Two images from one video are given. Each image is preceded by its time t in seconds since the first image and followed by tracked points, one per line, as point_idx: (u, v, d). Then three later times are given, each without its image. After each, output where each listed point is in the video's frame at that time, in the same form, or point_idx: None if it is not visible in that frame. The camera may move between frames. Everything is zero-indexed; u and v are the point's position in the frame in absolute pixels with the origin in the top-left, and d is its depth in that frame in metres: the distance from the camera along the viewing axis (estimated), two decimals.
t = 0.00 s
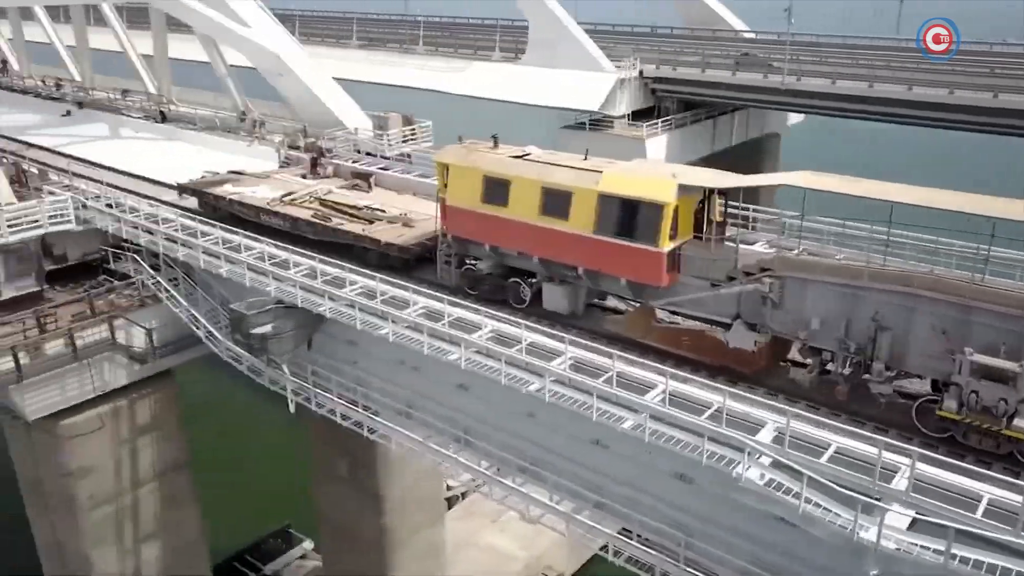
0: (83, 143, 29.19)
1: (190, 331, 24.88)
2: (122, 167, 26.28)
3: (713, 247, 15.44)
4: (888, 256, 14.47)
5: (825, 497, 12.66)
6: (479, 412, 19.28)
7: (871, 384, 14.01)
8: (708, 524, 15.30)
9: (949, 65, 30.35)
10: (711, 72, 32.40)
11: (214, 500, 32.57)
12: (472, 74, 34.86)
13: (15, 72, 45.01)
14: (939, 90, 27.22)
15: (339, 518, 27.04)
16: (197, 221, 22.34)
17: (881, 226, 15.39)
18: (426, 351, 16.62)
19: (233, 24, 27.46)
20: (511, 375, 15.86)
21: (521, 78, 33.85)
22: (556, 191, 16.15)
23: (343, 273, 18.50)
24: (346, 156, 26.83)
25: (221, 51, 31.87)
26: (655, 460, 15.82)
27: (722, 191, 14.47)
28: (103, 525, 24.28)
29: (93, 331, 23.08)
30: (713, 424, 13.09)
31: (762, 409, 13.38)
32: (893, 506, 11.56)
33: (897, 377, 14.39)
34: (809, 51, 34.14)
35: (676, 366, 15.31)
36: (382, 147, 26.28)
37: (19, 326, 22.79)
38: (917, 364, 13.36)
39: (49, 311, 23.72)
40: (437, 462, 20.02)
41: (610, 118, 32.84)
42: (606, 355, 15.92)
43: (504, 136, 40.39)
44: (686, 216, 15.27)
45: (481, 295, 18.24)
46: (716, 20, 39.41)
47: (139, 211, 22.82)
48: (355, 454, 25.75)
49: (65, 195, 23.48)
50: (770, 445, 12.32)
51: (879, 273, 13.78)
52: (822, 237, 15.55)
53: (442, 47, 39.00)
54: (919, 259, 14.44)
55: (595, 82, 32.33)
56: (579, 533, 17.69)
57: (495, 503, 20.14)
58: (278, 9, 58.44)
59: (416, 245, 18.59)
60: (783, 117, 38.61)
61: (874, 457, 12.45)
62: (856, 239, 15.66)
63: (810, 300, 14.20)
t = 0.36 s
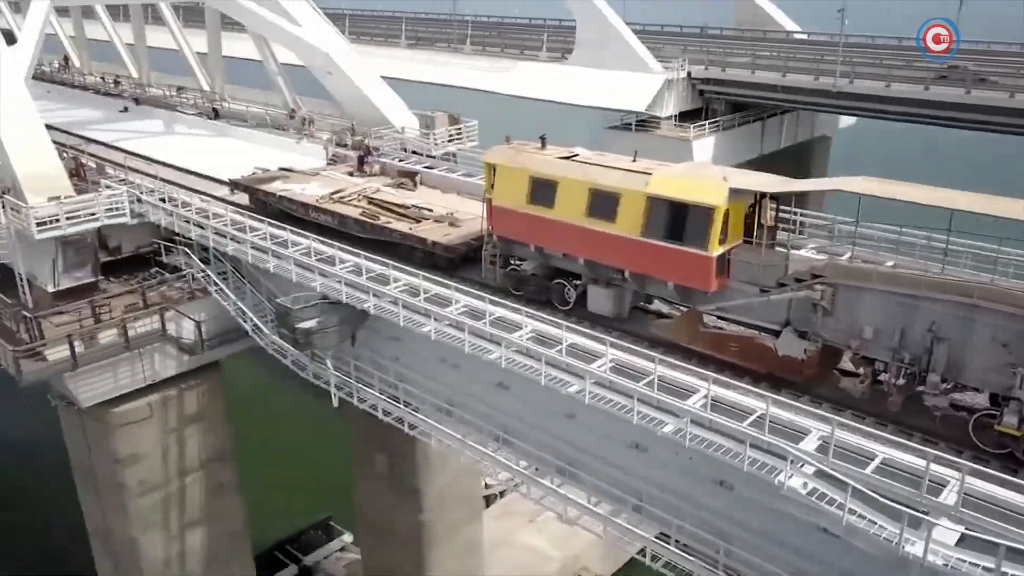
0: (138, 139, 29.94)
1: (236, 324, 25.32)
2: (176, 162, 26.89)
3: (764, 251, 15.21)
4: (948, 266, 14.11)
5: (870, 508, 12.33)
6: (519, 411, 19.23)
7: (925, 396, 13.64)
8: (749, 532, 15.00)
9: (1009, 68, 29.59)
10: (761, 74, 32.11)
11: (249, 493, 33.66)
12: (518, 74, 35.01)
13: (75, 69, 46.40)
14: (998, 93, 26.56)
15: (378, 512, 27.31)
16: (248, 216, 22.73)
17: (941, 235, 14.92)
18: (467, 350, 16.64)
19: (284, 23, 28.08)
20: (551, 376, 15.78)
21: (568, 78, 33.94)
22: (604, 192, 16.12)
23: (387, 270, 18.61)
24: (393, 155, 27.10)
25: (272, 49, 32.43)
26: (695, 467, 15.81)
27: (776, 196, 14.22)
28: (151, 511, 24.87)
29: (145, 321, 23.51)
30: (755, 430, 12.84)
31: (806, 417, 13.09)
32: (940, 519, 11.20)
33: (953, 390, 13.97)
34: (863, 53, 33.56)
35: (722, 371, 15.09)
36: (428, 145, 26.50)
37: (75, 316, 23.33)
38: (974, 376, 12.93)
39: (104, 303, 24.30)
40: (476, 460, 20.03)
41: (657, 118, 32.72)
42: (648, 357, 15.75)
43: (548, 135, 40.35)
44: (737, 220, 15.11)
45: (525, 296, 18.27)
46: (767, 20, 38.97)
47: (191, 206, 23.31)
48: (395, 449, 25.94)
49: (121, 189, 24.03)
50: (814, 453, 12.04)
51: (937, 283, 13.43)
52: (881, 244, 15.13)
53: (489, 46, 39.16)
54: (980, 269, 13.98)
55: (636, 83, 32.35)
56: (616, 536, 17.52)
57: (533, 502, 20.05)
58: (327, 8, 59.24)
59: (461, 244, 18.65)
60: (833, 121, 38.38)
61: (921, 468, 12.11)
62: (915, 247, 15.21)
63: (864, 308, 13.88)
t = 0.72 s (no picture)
0: (189, 135, 30.59)
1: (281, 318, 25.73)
2: (226, 159, 27.44)
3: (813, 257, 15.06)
4: (1007, 276, 13.64)
5: (915, 521, 11.97)
6: (556, 412, 19.15)
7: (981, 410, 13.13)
8: (789, 541, 14.69)
9: None
10: (810, 76, 31.75)
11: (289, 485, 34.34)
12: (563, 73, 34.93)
13: (131, 67, 47.63)
14: None
15: (416, 508, 27.57)
16: (295, 213, 23.09)
17: (1003, 244, 14.37)
18: (506, 349, 16.62)
19: (333, 24, 28.26)
20: (589, 377, 15.67)
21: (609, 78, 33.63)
22: (650, 194, 16.05)
23: (430, 268, 18.64)
24: (437, 154, 27.30)
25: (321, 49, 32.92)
26: (733, 473, 15.57)
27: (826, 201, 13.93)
28: (195, 500, 25.39)
29: (192, 315, 23.96)
30: (797, 438, 12.60)
31: (851, 425, 12.78)
32: (989, 535, 10.82)
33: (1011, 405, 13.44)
34: (917, 55, 32.87)
35: (766, 378, 14.84)
36: (473, 145, 26.66)
37: (126, 307, 23.94)
38: None
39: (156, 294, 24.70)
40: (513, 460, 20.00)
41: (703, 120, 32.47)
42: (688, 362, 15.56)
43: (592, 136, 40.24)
44: (785, 224, 14.90)
45: (567, 297, 18.26)
46: (818, 22, 38.53)
47: (239, 201, 23.72)
48: (433, 446, 26.11)
49: (172, 184, 24.56)
50: (857, 462, 11.76)
51: (991, 295, 13.02)
52: (937, 253, 14.69)
53: (535, 47, 39.24)
54: None
55: (674, 82, 32.74)
56: (654, 541, 17.38)
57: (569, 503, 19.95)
58: (374, 8, 59.93)
59: (505, 244, 18.69)
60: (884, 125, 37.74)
61: (971, 482, 11.71)
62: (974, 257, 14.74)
63: (916, 318, 13.47)
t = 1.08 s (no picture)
0: (240, 132, 31.19)
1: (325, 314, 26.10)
2: (276, 156, 27.91)
3: (866, 264, 14.67)
4: None
5: (964, 537, 11.66)
6: (596, 413, 19.05)
7: None
8: (832, 553, 14.40)
9: None
10: (862, 78, 31.13)
11: (334, 473, 35.24)
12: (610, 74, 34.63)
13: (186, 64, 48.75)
14: None
15: (454, 505, 27.74)
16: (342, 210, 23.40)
17: None
18: (547, 349, 16.60)
19: (383, 24, 28.44)
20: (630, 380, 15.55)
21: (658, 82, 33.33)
22: (699, 198, 15.92)
23: (473, 266, 18.72)
24: (482, 154, 27.42)
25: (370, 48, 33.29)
26: (776, 481, 15.21)
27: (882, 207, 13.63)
28: (238, 490, 25.90)
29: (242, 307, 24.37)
30: (841, 447, 12.36)
31: (899, 436, 12.49)
32: None
33: None
34: (976, 58, 32.03)
35: (813, 386, 14.59)
36: (519, 145, 26.72)
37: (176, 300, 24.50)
38: None
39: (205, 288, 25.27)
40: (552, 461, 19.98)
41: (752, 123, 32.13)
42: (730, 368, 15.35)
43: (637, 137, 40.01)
44: (838, 230, 14.62)
45: (611, 300, 18.06)
46: (872, 23, 37.73)
47: (288, 198, 24.11)
48: (473, 444, 26.23)
49: (223, 180, 25.06)
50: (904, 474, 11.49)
51: None
52: (997, 264, 14.29)
53: (582, 47, 39.15)
54: None
55: (704, 83, 32.61)
56: (694, 546, 17.20)
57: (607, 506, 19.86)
58: (424, 7, 60.42)
59: (549, 246, 18.68)
60: (939, 130, 36.90)
61: None
62: None
63: (975, 329, 13.11)
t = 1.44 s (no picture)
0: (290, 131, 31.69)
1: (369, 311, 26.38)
2: (324, 155, 28.30)
3: (923, 274, 14.21)
4: None
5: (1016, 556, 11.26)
6: (636, 418, 18.87)
7: None
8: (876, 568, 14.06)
9: None
10: (918, 82, 30.42)
11: (376, 468, 35.69)
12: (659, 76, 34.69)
13: (239, 64, 49.80)
14: None
15: (492, 504, 27.79)
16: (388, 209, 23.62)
17: None
18: (588, 352, 16.52)
19: (431, 23, 28.68)
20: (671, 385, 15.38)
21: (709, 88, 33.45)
22: (750, 203, 15.75)
23: (515, 267, 18.71)
24: (527, 155, 27.43)
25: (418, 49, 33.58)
26: (820, 492, 14.75)
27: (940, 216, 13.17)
28: (281, 483, 26.32)
29: (287, 303, 24.92)
30: (889, 460, 12.05)
31: (950, 451, 12.12)
32: None
33: None
34: None
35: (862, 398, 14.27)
36: (564, 147, 26.66)
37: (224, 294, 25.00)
38: None
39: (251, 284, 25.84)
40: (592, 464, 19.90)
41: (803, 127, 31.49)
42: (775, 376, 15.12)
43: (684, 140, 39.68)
44: (894, 239, 14.29)
45: (658, 305, 18.07)
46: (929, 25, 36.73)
47: (335, 196, 24.41)
48: (512, 444, 26.23)
49: (272, 177, 25.48)
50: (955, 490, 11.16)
51: None
52: None
53: (630, 48, 38.97)
54: None
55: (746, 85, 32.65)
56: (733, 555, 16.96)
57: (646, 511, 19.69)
58: (473, 9, 60.79)
59: (594, 249, 18.60)
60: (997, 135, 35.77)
61: None
62: None
63: None
